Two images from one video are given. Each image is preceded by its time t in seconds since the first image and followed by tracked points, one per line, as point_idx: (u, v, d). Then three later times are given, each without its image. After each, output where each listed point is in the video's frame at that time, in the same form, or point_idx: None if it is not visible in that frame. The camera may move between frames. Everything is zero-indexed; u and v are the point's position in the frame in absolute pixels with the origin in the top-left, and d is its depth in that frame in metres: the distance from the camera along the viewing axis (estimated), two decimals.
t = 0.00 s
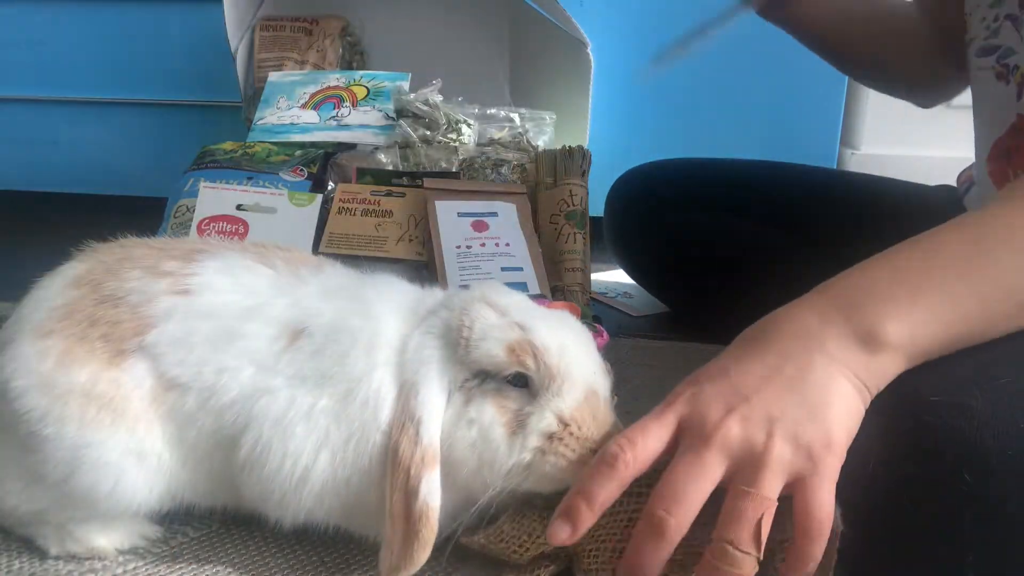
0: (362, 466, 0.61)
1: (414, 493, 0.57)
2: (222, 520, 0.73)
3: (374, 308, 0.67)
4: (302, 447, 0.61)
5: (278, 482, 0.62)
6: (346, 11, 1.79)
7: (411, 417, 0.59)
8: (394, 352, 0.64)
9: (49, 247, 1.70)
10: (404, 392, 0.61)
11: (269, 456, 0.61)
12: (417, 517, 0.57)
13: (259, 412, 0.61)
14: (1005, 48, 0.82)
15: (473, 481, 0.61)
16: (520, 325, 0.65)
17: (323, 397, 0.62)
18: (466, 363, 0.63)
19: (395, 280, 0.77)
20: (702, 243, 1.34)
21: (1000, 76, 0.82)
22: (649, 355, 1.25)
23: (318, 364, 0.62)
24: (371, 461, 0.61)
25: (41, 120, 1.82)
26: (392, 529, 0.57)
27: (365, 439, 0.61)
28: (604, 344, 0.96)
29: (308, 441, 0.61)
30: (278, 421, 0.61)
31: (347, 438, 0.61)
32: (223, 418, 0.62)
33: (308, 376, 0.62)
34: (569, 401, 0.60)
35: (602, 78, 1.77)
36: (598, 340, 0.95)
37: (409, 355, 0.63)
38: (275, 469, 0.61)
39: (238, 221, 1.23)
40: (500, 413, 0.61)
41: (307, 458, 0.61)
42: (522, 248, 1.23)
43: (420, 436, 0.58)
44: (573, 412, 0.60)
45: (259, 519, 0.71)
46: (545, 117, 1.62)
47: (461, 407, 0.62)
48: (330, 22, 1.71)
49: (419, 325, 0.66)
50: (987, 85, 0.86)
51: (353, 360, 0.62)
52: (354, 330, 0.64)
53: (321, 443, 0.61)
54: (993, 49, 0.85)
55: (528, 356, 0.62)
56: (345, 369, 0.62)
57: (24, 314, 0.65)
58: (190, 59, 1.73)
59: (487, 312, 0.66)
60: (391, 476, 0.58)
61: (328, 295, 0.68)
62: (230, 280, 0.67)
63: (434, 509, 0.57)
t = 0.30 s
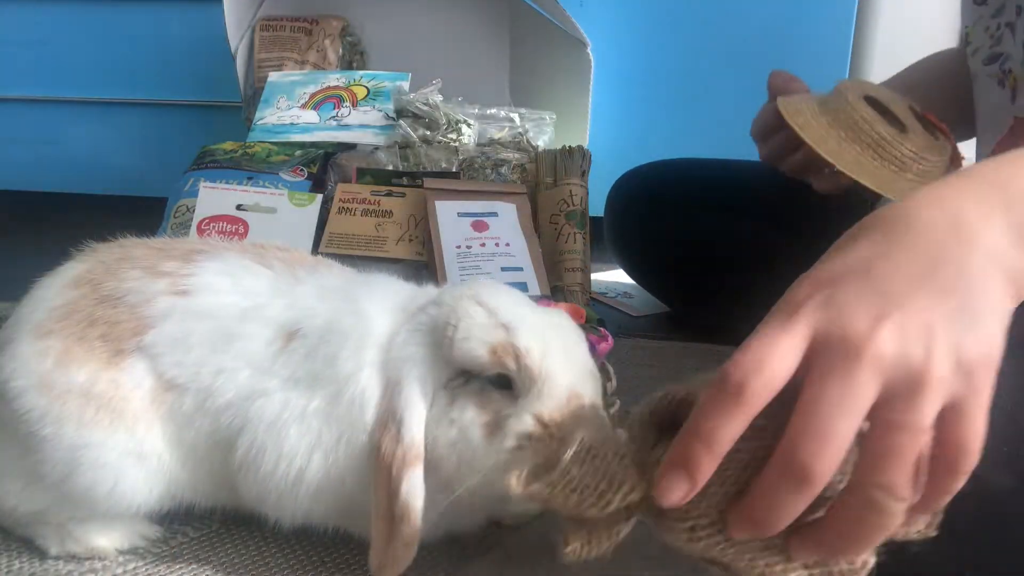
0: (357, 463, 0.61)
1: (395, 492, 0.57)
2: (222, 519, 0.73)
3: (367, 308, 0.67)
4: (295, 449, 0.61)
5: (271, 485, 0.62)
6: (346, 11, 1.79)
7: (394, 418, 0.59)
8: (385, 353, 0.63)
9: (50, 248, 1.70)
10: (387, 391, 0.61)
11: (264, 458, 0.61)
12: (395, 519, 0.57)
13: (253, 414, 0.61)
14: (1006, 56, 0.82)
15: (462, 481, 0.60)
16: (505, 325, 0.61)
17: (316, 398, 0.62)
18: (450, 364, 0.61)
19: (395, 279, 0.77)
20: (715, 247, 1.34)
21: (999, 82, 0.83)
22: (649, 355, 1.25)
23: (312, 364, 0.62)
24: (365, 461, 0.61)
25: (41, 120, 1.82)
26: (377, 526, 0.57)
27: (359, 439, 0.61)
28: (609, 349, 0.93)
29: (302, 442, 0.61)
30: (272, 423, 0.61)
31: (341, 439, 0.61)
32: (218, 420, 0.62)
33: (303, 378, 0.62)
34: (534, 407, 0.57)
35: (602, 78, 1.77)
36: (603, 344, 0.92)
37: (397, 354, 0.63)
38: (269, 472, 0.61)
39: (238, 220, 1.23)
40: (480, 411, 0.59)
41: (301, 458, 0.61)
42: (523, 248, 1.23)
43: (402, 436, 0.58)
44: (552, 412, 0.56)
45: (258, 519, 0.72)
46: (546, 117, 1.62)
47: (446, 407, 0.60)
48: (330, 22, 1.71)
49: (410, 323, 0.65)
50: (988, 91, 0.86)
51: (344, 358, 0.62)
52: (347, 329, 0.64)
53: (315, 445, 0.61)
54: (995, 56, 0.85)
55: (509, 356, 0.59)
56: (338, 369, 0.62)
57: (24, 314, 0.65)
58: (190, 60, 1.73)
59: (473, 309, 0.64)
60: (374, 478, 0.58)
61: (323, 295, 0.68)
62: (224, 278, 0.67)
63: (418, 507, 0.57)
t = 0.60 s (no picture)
0: (339, 480, 0.61)
1: (351, 530, 0.56)
2: (221, 519, 0.73)
3: (369, 329, 0.65)
4: (286, 456, 0.61)
5: (262, 491, 0.63)
6: (345, 11, 1.79)
7: (378, 456, 0.58)
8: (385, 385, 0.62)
9: (52, 248, 1.70)
10: (382, 428, 0.59)
11: (256, 464, 0.62)
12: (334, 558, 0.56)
13: (245, 422, 0.61)
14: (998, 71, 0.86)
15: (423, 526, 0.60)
16: (515, 420, 0.58)
17: (307, 410, 0.62)
18: (446, 425, 0.59)
19: (404, 286, 0.76)
20: (713, 254, 1.33)
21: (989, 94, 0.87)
22: (649, 355, 1.25)
23: (306, 374, 0.62)
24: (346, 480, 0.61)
25: (40, 120, 1.82)
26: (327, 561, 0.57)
27: (344, 457, 0.60)
28: (610, 350, 0.91)
29: (292, 452, 0.61)
30: (262, 432, 0.61)
31: (327, 454, 0.61)
32: (212, 425, 0.62)
33: (295, 387, 0.62)
34: (501, 516, 0.56)
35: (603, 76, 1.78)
36: (602, 344, 0.91)
37: (396, 387, 0.62)
38: (261, 476, 0.62)
39: (238, 221, 1.23)
40: (459, 489, 0.58)
41: (290, 466, 0.61)
42: (522, 247, 1.23)
43: (378, 476, 0.57)
44: (526, 525, 0.56)
45: (258, 518, 0.72)
46: (546, 117, 1.62)
47: (429, 465, 0.59)
48: (330, 22, 1.71)
49: (418, 367, 0.63)
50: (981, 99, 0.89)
51: (341, 380, 0.61)
52: (341, 344, 0.63)
53: (305, 455, 0.61)
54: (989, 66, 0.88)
55: (505, 450, 0.57)
56: (332, 384, 0.61)
57: (23, 314, 0.65)
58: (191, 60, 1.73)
59: (491, 382, 0.60)
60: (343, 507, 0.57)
61: (323, 304, 0.66)
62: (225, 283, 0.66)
63: (368, 552, 0.55)
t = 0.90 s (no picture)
0: (335, 482, 0.61)
1: (344, 537, 0.57)
2: (222, 519, 0.73)
3: (368, 332, 0.64)
4: (282, 456, 0.61)
5: (259, 489, 0.63)
6: (345, 11, 1.79)
7: (368, 460, 0.59)
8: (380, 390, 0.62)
9: (52, 248, 1.70)
10: (377, 428, 0.60)
11: (252, 464, 0.62)
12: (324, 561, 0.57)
13: (242, 423, 0.61)
14: None
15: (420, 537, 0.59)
16: (503, 414, 0.58)
17: (302, 411, 0.61)
18: (438, 433, 0.58)
19: (407, 286, 0.75)
20: (712, 253, 1.33)
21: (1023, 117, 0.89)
22: (649, 355, 1.25)
23: (303, 376, 0.62)
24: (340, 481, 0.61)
25: (40, 119, 1.82)
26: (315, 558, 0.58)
27: (340, 460, 0.60)
28: (612, 351, 0.91)
29: (288, 452, 0.61)
30: (259, 434, 0.61)
31: (324, 455, 0.61)
32: (210, 425, 0.62)
33: (292, 389, 0.62)
34: (498, 521, 0.55)
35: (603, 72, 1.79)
36: (604, 345, 0.91)
37: (391, 393, 0.61)
38: (258, 475, 0.62)
39: (238, 221, 1.24)
40: (455, 498, 0.57)
41: (286, 466, 0.61)
42: (522, 247, 1.23)
43: (369, 480, 0.58)
44: (525, 528, 0.54)
45: (257, 517, 0.72)
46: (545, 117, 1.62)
47: (426, 473, 0.59)
48: (330, 22, 1.71)
49: (413, 372, 0.62)
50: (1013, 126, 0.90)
51: (336, 385, 0.61)
52: (338, 347, 0.62)
53: (300, 454, 0.61)
54: None
55: (495, 451, 0.57)
56: (329, 388, 0.61)
57: (25, 314, 0.65)
58: (190, 60, 1.73)
59: (474, 380, 0.60)
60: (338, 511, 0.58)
61: (321, 306, 0.66)
62: (227, 286, 0.66)
63: (361, 555, 0.56)
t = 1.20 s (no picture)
0: (324, 486, 0.61)
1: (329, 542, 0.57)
2: (222, 520, 0.73)
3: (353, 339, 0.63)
4: (272, 460, 0.62)
5: (253, 491, 0.64)
6: (345, 11, 1.79)
7: (356, 463, 0.59)
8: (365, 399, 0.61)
9: (53, 248, 1.70)
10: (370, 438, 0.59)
11: (241, 467, 0.62)
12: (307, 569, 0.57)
13: (233, 430, 0.62)
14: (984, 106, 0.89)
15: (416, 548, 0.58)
16: (499, 430, 0.56)
17: (288, 417, 0.61)
18: (432, 445, 0.58)
19: (399, 285, 0.75)
20: (714, 254, 1.33)
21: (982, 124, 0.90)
22: (649, 355, 1.25)
23: (291, 383, 0.61)
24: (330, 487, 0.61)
25: (41, 120, 1.82)
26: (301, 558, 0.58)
27: (328, 465, 0.60)
28: (610, 350, 0.91)
29: (277, 457, 0.61)
30: (247, 440, 0.61)
31: (313, 461, 0.61)
32: (203, 429, 0.62)
33: (281, 396, 0.62)
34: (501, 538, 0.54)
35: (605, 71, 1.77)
36: (603, 344, 0.91)
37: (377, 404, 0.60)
38: (250, 477, 0.63)
39: (238, 221, 1.23)
40: (454, 511, 0.57)
41: (277, 470, 0.62)
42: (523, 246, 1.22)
43: (357, 487, 0.57)
44: (530, 544, 0.53)
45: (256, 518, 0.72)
46: (546, 117, 1.62)
47: (421, 485, 0.58)
48: (330, 22, 1.71)
49: (401, 381, 0.61)
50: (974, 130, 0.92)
51: (322, 392, 0.60)
52: (325, 352, 0.61)
53: (289, 460, 0.61)
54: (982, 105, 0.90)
55: (493, 470, 0.56)
56: (316, 396, 0.61)
57: (26, 313, 0.65)
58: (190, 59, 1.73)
59: (466, 393, 0.58)
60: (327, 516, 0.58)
61: (309, 309, 0.65)
62: (223, 287, 0.66)
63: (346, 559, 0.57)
